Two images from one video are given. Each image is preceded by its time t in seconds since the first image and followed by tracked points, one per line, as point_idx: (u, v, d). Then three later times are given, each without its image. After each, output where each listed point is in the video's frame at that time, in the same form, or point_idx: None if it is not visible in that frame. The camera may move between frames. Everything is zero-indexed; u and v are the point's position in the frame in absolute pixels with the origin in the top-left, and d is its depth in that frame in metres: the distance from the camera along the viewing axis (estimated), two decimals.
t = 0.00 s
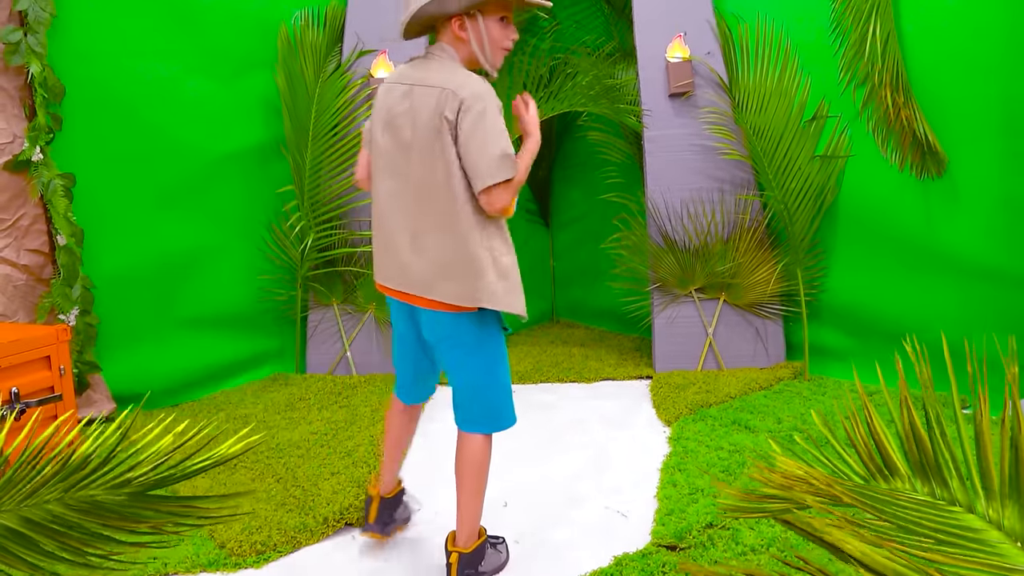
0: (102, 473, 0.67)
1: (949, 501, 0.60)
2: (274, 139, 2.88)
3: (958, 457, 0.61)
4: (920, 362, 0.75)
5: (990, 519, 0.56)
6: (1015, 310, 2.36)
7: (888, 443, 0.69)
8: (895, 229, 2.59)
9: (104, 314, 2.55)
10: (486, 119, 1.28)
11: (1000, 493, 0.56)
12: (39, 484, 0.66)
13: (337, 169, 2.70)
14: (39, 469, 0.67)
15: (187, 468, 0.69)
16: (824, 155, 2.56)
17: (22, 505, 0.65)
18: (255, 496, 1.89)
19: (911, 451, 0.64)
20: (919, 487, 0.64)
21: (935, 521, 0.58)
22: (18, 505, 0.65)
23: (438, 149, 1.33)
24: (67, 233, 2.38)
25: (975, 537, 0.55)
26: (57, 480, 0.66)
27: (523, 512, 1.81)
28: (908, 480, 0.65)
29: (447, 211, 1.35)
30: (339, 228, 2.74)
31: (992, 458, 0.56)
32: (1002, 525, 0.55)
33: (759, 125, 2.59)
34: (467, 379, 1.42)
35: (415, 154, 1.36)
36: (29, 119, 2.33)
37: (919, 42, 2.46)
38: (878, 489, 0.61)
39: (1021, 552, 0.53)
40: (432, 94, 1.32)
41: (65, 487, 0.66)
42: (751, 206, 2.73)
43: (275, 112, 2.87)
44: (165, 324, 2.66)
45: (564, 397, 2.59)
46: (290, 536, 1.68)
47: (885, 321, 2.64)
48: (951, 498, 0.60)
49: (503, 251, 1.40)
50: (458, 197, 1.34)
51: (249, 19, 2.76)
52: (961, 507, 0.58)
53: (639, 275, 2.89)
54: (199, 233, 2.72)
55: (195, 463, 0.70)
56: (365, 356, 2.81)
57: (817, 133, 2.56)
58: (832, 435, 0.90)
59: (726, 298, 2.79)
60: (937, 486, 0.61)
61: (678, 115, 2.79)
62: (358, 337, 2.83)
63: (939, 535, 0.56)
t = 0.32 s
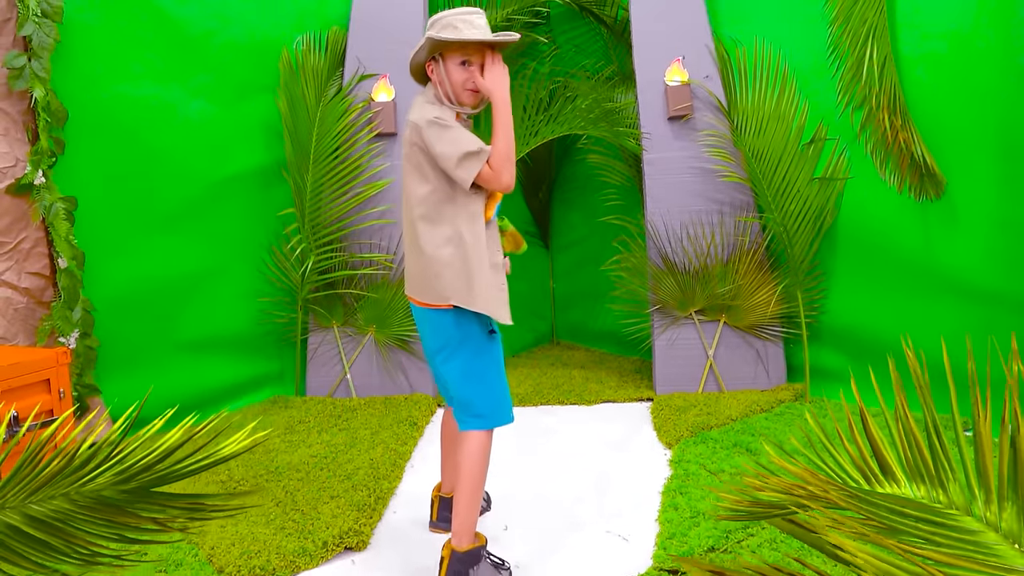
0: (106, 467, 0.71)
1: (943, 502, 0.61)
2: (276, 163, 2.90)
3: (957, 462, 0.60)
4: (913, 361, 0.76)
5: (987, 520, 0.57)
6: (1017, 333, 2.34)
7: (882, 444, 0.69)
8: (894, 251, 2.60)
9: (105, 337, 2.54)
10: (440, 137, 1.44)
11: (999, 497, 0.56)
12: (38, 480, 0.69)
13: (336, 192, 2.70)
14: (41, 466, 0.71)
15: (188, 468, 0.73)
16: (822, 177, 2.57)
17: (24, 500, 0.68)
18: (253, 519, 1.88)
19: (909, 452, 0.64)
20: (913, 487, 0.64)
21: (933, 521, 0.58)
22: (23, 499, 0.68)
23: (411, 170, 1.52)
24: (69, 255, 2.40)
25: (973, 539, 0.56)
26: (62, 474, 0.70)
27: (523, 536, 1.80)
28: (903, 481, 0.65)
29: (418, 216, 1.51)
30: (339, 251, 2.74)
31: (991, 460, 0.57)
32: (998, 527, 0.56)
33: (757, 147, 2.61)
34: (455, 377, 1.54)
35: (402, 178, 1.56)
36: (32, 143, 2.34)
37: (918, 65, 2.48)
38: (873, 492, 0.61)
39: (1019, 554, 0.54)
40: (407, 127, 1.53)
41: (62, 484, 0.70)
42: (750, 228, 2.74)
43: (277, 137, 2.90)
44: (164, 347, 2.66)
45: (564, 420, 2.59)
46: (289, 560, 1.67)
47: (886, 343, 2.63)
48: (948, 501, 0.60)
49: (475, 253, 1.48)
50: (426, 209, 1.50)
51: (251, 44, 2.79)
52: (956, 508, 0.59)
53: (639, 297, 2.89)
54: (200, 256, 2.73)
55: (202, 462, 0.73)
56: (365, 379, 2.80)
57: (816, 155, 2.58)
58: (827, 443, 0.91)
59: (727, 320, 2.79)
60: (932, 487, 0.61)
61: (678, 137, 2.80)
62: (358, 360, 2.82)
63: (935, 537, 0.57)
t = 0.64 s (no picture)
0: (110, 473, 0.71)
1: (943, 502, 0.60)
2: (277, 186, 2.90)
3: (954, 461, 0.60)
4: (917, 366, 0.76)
5: (987, 521, 0.56)
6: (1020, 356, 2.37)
7: (877, 442, 0.68)
8: (894, 274, 2.60)
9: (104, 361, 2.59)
10: (475, 150, 1.62)
11: (999, 497, 0.56)
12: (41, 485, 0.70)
13: (336, 217, 2.70)
14: (43, 471, 0.72)
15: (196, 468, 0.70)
16: (821, 201, 2.58)
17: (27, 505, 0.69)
18: (252, 545, 1.87)
19: (911, 457, 0.64)
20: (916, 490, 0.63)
21: (933, 522, 0.58)
22: (24, 504, 0.70)
23: (438, 183, 1.66)
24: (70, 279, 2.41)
25: (973, 539, 0.55)
26: (61, 481, 0.70)
27: (524, 560, 1.79)
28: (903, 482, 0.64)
29: (450, 227, 1.66)
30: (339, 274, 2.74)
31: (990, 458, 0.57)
32: (1000, 528, 0.55)
33: (756, 171, 2.62)
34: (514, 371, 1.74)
35: (420, 190, 1.69)
36: (34, 168, 2.36)
37: (915, 89, 2.50)
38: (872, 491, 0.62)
39: (1019, 555, 0.53)
40: (428, 144, 1.67)
41: (68, 487, 0.70)
42: (750, 251, 2.75)
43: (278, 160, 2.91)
44: (164, 371, 2.67)
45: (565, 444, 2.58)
46: None
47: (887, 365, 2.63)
48: (947, 501, 0.59)
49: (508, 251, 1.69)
50: (461, 217, 1.66)
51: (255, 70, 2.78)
52: (957, 509, 0.58)
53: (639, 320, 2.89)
54: (200, 280, 2.73)
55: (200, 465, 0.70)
56: (365, 403, 2.79)
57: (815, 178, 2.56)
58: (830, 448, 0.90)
59: (727, 343, 2.78)
60: (933, 487, 0.61)
61: (677, 161, 2.81)
62: (358, 384, 2.80)
63: (937, 540, 0.56)
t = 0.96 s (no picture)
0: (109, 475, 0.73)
1: (941, 506, 0.64)
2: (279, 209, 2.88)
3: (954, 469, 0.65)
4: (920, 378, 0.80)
5: (985, 523, 0.59)
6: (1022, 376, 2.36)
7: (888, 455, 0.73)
8: (894, 293, 2.61)
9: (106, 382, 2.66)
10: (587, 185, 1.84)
11: (995, 498, 0.59)
12: (39, 488, 0.72)
13: (338, 238, 2.68)
14: (43, 472, 0.74)
15: (190, 474, 0.73)
16: (821, 222, 2.58)
17: (24, 508, 0.71)
18: (250, 567, 1.85)
19: (913, 465, 0.69)
20: (916, 494, 0.68)
21: (929, 526, 0.61)
22: (26, 507, 0.72)
23: (551, 209, 1.82)
24: (71, 300, 2.42)
25: (968, 539, 0.59)
26: (58, 484, 0.72)
27: None
28: (899, 486, 0.71)
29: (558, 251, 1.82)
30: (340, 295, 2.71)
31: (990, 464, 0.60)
32: (997, 530, 0.58)
33: (756, 192, 2.62)
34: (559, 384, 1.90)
35: (530, 213, 1.81)
36: (37, 190, 2.38)
37: (912, 111, 2.51)
38: (872, 495, 0.66)
39: (1016, 555, 0.56)
40: (542, 172, 1.81)
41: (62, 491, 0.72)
42: (750, 271, 2.74)
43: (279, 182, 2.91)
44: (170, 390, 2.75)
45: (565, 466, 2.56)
46: None
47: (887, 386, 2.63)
48: (947, 505, 0.63)
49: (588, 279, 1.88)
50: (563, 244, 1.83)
51: (257, 93, 2.78)
52: (954, 512, 0.63)
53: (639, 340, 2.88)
54: (200, 301, 2.74)
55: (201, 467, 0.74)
56: (366, 424, 2.78)
57: (814, 200, 2.59)
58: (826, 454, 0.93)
59: (727, 364, 2.78)
60: (932, 493, 0.65)
61: (677, 182, 2.82)
62: (359, 405, 2.79)
63: (934, 543, 0.59)
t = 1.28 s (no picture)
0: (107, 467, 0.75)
1: (936, 510, 0.68)
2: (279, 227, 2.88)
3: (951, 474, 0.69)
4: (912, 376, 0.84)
5: (981, 526, 0.64)
6: None
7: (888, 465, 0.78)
8: (894, 311, 2.61)
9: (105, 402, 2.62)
10: (604, 206, 1.86)
11: (992, 503, 0.64)
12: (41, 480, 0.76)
13: (338, 257, 2.68)
14: (51, 463, 0.77)
15: (188, 463, 0.74)
16: (820, 240, 2.58)
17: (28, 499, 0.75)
18: None
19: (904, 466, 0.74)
20: (909, 497, 0.72)
21: (927, 528, 0.66)
22: (29, 495, 0.75)
23: (563, 226, 1.90)
24: (71, 319, 2.43)
25: (966, 542, 0.63)
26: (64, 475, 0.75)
27: None
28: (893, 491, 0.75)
29: (566, 268, 1.90)
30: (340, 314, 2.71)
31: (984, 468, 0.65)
32: (993, 533, 0.63)
33: (756, 211, 2.63)
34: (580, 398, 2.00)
35: (544, 228, 1.92)
36: (38, 209, 2.40)
37: (910, 131, 2.53)
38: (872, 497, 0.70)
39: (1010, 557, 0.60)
40: (559, 190, 1.90)
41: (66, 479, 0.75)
42: (751, 290, 2.74)
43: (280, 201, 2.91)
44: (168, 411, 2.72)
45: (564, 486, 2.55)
46: None
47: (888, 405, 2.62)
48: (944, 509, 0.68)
49: (598, 297, 1.90)
50: (570, 260, 1.89)
51: (257, 112, 2.80)
52: (951, 515, 0.67)
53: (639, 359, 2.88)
54: (200, 319, 2.74)
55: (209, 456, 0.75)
56: (365, 443, 2.77)
57: (814, 218, 2.59)
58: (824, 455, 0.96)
59: (727, 383, 2.77)
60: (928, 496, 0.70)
61: (677, 201, 2.83)
62: (359, 424, 2.78)
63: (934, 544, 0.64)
